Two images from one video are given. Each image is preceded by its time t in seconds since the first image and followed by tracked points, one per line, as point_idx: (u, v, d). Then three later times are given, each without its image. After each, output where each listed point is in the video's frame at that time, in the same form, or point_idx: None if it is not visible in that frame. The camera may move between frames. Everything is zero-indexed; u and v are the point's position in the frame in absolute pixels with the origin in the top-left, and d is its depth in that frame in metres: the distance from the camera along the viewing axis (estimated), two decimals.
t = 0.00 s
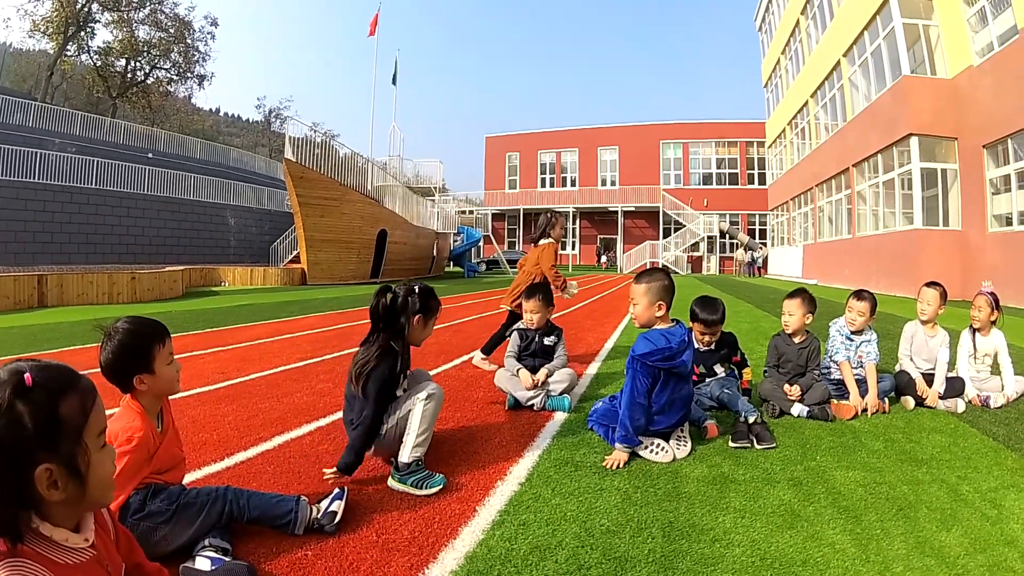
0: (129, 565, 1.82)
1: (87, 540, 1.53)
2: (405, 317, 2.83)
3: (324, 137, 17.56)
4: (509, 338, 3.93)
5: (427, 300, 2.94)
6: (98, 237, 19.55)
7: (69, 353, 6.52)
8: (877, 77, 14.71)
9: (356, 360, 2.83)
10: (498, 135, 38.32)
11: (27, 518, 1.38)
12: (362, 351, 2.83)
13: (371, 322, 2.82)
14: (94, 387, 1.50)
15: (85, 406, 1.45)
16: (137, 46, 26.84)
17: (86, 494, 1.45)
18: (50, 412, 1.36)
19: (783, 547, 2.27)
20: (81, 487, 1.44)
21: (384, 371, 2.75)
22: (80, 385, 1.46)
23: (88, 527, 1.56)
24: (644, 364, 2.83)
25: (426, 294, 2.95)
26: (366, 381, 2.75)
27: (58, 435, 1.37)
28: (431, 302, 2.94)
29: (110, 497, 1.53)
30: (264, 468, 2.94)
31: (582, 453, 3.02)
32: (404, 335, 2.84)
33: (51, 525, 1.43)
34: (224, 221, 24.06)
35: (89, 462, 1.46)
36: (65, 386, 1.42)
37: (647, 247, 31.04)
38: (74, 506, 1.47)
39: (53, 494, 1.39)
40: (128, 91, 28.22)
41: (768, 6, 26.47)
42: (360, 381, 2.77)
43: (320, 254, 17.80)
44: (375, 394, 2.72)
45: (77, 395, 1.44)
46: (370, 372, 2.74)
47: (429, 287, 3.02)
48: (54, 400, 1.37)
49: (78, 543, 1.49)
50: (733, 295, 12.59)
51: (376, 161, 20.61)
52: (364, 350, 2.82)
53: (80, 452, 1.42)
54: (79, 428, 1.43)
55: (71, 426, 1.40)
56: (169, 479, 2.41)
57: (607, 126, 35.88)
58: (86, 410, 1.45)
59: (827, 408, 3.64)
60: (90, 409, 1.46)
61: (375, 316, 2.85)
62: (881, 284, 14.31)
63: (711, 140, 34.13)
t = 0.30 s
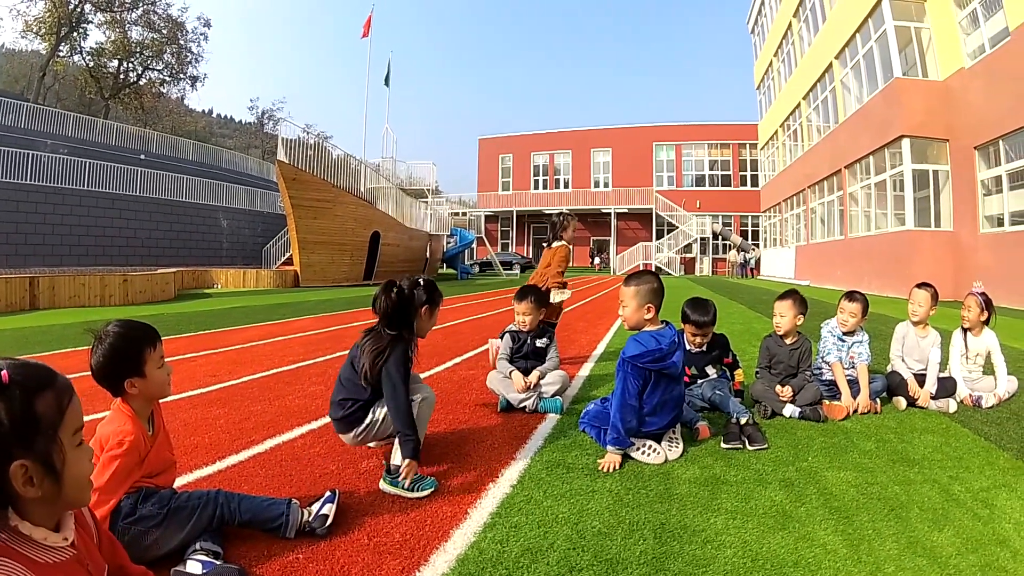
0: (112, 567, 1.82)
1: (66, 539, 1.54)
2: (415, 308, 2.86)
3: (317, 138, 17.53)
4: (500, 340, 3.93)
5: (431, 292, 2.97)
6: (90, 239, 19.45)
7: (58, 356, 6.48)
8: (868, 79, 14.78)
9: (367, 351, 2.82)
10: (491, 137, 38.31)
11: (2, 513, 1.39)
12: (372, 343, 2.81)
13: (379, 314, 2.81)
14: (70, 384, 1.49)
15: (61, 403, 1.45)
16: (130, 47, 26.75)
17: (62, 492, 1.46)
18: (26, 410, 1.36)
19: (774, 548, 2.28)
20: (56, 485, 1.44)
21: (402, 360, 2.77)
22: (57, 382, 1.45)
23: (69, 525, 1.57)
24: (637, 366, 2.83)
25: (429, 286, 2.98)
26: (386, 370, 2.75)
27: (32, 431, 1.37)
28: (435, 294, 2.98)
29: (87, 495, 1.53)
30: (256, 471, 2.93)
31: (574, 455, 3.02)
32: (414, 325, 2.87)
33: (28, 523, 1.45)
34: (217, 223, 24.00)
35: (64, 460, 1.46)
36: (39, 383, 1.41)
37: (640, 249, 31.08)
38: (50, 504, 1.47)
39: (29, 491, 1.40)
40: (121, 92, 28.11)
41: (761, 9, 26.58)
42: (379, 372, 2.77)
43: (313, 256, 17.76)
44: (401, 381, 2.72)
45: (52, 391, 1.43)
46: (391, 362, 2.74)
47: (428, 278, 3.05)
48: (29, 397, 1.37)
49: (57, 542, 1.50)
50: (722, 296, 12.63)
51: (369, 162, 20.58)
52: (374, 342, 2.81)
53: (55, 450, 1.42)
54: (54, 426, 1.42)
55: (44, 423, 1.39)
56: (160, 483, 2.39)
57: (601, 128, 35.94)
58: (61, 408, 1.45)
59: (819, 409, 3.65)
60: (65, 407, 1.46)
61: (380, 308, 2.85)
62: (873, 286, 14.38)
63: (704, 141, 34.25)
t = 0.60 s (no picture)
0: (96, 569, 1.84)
1: (47, 538, 1.57)
2: (420, 298, 2.98)
3: (310, 139, 17.49)
4: (493, 341, 3.92)
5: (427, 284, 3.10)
6: (82, 241, 19.33)
7: (47, 360, 6.43)
8: (860, 79, 14.83)
9: (379, 338, 2.88)
10: (485, 137, 38.26)
11: None
12: (383, 330, 2.89)
13: (388, 302, 2.90)
14: (50, 384, 1.51)
15: (40, 403, 1.47)
16: (122, 48, 26.63)
17: (40, 491, 1.48)
18: (4, 409, 1.38)
19: (766, 549, 2.28)
20: (35, 483, 1.47)
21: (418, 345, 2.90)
22: (36, 382, 1.47)
23: (50, 525, 1.60)
24: (627, 367, 2.84)
25: (426, 278, 3.10)
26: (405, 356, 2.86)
27: (9, 430, 1.39)
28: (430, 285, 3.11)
29: (67, 495, 1.56)
30: (247, 474, 2.92)
31: (565, 456, 3.02)
32: (417, 314, 2.99)
33: (8, 520, 1.48)
34: (209, 224, 23.90)
35: (42, 458, 1.48)
36: (18, 382, 1.43)
37: (633, 250, 30.85)
38: (28, 502, 1.50)
39: (7, 488, 1.42)
40: (113, 93, 27.96)
41: (753, 10, 26.67)
42: (396, 357, 2.87)
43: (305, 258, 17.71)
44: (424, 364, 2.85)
45: (31, 390, 1.45)
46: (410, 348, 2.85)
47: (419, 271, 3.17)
48: (7, 397, 1.38)
49: (38, 540, 1.53)
50: (713, 297, 12.64)
51: (362, 164, 20.53)
52: (385, 328, 2.89)
53: (32, 449, 1.44)
54: (31, 425, 1.44)
55: (22, 421, 1.41)
56: (151, 486, 2.39)
57: (594, 129, 35.96)
58: (40, 408, 1.46)
59: (811, 409, 3.66)
60: (44, 406, 1.48)
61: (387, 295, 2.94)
62: (865, 285, 14.42)
63: (696, 142, 34.36)
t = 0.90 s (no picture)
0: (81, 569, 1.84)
1: (30, 537, 1.57)
2: (419, 285, 2.93)
3: (302, 140, 17.44)
4: (482, 341, 3.90)
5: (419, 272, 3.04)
6: (71, 243, 19.19)
7: (35, 362, 6.37)
8: (851, 81, 14.91)
9: (389, 324, 2.84)
10: (477, 138, 38.22)
11: None
12: (390, 315, 2.85)
13: (395, 287, 2.82)
14: (28, 382, 1.52)
15: (18, 401, 1.48)
16: (113, 48, 26.47)
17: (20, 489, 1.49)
18: None
19: (755, 548, 2.30)
20: (15, 482, 1.48)
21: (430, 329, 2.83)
22: (14, 380, 1.48)
23: (32, 524, 1.60)
24: (616, 367, 2.84)
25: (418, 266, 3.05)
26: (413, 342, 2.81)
27: None
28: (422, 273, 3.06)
29: (49, 492, 1.57)
30: (237, 476, 2.90)
31: (555, 456, 3.02)
32: (419, 298, 2.94)
33: None
34: (199, 225, 23.78)
35: (21, 456, 1.50)
36: None
37: (625, 250, 31.07)
38: (9, 501, 1.51)
39: None
40: (103, 93, 27.78)
41: (744, 11, 26.79)
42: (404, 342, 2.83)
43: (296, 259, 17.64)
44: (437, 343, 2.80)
45: (9, 388, 1.46)
46: (418, 332, 2.79)
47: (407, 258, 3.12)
48: None
49: (21, 540, 1.53)
50: (701, 297, 12.70)
51: (353, 165, 20.49)
52: (392, 313, 2.84)
53: (10, 446, 1.45)
54: (10, 422, 1.46)
55: None
56: (140, 489, 2.37)
57: (587, 130, 36.02)
58: (18, 406, 1.48)
59: (800, 408, 3.68)
60: (23, 404, 1.49)
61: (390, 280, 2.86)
62: (856, 285, 14.48)
63: (687, 143, 34.48)
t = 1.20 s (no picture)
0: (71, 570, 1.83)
1: (18, 537, 1.56)
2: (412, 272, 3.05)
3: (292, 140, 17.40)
4: (471, 339, 3.89)
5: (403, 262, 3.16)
6: (60, 245, 19.06)
7: (22, 366, 6.31)
8: (840, 79, 14.98)
9: (395, 302, 2.90)
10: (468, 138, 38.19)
11: None
12: (395, 294, 2.92)
13: (396, 267, 2.91)
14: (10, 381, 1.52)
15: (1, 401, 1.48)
16: (102, 48, 26.29)
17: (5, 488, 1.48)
18: None
19: (745, 545, 2.31)
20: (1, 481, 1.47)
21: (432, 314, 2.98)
22: None
23: (19, 525, 1.59)
24: (604, 366, 2.85)
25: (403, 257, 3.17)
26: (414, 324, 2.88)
27: None
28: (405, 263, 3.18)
29: (35, 492, 1.56)
30: (227, 478, 2.89)
31: (546, 455, 3.02)
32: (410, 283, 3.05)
33: None
34: (190, 227, 23.69)
35: (7, 455, 1.49)
36: None
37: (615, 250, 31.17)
38: None
39: None
40: (93, 94, 27.59)
41: (734, 11, 26.88)
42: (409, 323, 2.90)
43: (286, 259, 17.58)
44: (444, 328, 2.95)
45: None
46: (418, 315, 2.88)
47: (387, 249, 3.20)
48: None
49: (8, 541, 1.52)
50: (690, 296, 12.73)
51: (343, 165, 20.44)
52: (396, 294, 2.91)
53: None
54: None
55: None
56: (130, 491, 2.36)
57: (579, 129, 36.05)
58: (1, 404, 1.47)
59: (790, 405, 3.69)
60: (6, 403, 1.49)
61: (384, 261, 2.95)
62: (846, 283, 14.56)
63: (677, 142, 34.58)
